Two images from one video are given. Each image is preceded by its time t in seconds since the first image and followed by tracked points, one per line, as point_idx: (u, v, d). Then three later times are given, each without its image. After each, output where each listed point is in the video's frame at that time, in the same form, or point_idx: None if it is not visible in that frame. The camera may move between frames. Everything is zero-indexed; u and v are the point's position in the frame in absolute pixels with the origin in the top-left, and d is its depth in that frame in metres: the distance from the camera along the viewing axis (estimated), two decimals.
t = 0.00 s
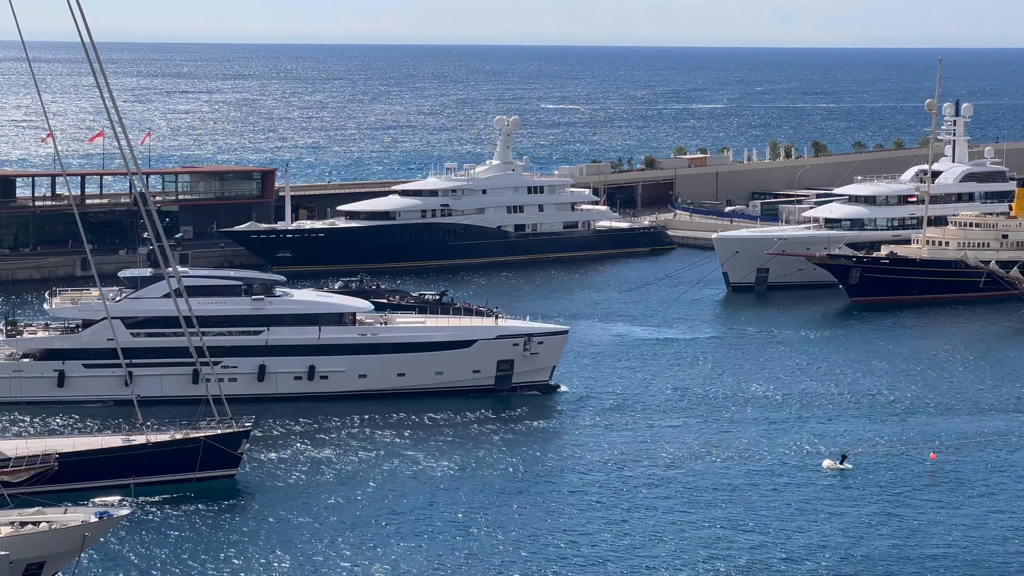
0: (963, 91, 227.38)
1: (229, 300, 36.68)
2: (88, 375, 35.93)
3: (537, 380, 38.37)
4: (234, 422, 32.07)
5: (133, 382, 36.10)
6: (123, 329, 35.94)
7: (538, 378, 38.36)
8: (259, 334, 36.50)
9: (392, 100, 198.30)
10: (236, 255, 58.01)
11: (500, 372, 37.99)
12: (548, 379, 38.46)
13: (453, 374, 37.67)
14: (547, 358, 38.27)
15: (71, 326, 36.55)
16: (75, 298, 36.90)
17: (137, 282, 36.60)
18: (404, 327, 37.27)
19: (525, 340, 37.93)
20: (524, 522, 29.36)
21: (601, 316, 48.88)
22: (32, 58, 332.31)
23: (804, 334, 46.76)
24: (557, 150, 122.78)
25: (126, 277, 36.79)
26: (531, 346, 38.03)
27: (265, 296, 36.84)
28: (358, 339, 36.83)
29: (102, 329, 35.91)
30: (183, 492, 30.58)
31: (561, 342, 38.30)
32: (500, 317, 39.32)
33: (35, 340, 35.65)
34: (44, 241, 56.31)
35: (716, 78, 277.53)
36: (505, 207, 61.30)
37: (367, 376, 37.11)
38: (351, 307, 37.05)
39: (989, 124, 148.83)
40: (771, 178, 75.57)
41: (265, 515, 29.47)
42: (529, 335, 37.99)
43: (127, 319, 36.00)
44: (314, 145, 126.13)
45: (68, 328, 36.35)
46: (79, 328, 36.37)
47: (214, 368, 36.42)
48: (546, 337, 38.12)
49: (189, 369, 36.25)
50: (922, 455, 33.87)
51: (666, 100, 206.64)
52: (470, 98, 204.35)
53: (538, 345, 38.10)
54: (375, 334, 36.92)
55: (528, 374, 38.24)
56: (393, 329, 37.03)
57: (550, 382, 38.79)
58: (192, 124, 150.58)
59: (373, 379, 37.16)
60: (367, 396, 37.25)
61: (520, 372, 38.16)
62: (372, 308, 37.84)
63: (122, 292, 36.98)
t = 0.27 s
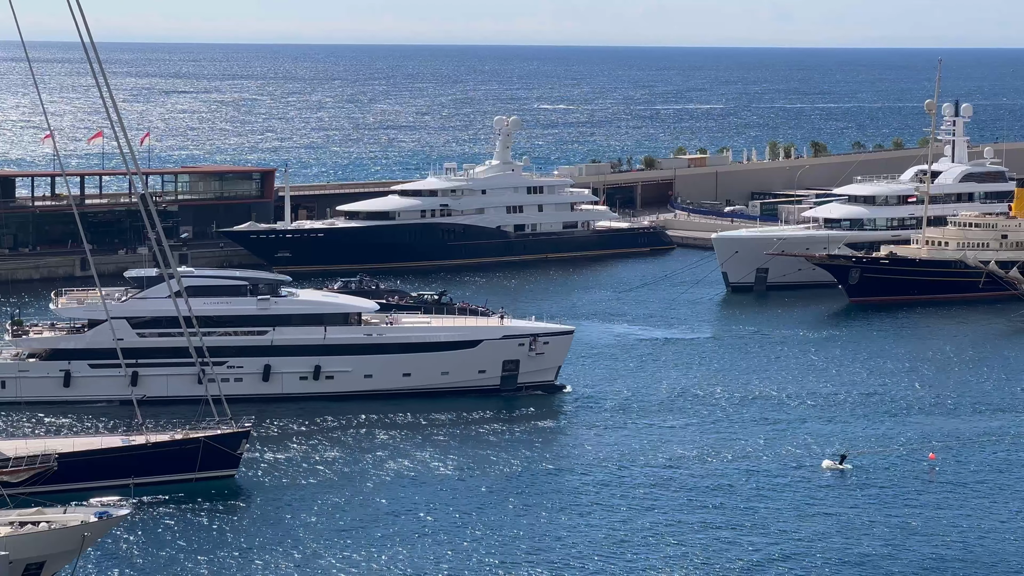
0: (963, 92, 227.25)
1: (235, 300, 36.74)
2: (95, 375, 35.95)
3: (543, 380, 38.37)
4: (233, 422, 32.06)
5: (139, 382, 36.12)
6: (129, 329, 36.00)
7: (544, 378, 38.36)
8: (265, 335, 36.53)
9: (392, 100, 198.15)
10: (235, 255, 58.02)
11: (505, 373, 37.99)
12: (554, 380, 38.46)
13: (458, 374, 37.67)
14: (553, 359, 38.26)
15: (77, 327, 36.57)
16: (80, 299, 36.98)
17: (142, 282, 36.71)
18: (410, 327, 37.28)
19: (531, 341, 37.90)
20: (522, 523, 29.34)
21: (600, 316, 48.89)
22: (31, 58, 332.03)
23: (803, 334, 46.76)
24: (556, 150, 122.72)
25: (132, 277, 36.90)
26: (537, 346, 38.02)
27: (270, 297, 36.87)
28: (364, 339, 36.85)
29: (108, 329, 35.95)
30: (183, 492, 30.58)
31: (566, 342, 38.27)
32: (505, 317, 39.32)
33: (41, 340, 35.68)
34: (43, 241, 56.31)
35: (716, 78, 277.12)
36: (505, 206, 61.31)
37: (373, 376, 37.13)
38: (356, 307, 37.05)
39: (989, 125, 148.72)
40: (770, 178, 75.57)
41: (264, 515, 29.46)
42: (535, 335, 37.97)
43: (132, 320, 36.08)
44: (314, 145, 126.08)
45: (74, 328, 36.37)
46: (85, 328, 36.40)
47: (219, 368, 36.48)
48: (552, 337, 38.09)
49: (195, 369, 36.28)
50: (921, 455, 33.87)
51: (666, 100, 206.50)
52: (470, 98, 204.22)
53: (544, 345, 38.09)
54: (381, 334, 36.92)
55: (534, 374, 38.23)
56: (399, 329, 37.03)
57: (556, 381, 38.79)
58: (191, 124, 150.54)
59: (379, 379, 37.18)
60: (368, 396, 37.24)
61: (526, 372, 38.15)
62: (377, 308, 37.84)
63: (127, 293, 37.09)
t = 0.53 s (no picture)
0: (963, 91, 227.15)
1: (241, 299, 36.70)
2: (100, 374, 36.00)
3: (549, 380, 38.42)
4: (233, 422, 32.04)
5: (145, 382, 36.15)
6: (134, 328, 35.97)
7: (549, 378, 38.40)
8: (271, 335, 36.50)
9: (391, 100, 198.07)
10: (235, 254, 58.05)
11: (511, 372, 38.01)
12: (559, 380, 38.50)
13: (464, 374, 37.70)
14: (558, 359, 38.30)
15: (83, 326, 36.54)
16: (86, 298, 36.93)
17: (148, 282, 36.67)
18: (416, 327, 37.28)
19: (536, 340, 37.93)
20: (520, 523, 29.31)
21: (600, 316, 48.87)
22: (31, 59, 331.95)
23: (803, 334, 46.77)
24: (556, 150, 122.62)
25: (138, 277, 36.84)
26: (542, 346, 38.05)
27: (276, 296, 36.87)
28: (370, 339, 36.85)
29: (114, 329, 35.90)
30: (183, 491, 30.57)
31: (571, 342, 38.31)
32: (511, 317, 39.32)
33: (47, 340, 35.71)
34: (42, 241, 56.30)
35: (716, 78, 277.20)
36: (504, 206, 61.28)
37: (378, 376, 37.15)
38: (362, 307, 37.06)
39: (989, 125, 148.61)
40: (769, 178, 75.55)
41: (263, 515, 29.45)
42: (540, 335, 37.99)
43: (138, 319, 36.06)
44: (313, 145, 126.01)
45: (80, 327, 36.36)
46: (91, 327, 36.38)
47: (225, 368, 36.48)
48: (557, 337, 38.13)
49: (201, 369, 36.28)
50: (921, 455, 33.87)
51: (666, 100, 206.27)
52: (469, 98, 204.08)
53: (549, 345, 38.13)
54: (386, 334, 36.93)
55: (540, 374, 38.27)
56: (404, 329, 37.04)
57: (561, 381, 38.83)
58: (190, 124, 150.42)
59: (384, 379, 37.20)
60: (370, 396, 37.22)
61: (531, 372, 38.19)
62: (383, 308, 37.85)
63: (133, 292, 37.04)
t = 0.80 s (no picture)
0: (962, 91, 227.06)
1: (247, 298, 36.72)
2: (107, 374, 36.02)
3: (554, 379, 38.43)
4: (234, 421, 32.04)
5: (151, 381, 36.16)
6: (140, 328, 36.01)
7: (555, 377, 38.45)
8: (277, 334, 36.51)
9: (390, 99, 197.98)
10: (235, 254, 58.07)
11: (517, 372, 38.03)
12: (565, 379, 38.51)
13: (470, 373, 37.70)
14: (564, 358, 38.31)
15: (89, 326, 36.55)
16: (92, 298, 36.96)
17: (154, 282, 36.75)
18: (422, 327, 37.27)
19: (542, 339, 37.98)
20: (520, 523, 29.31)
21: (600, 316, 48.87)
22: (31, 58, 332.00)
23: (804, 333, 46.78)
24: (555, 150, 122.56)
25: (144, 276, 36.94)
26: (548, 345, 38.08)
27: (282, 296, 36.93)
28: (375, 338, 36.85)
29: (120, 328, 35.94)
30: (182, 491, 30.57)
31: (577, 341, 38.32)
32: (516, 316, 39.34)
33: (54, 339, 35.73)
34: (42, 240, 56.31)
35: (716, 78, 277.03)
36: (504, 206, 61.26)
37: (384, 375, 37.15)
38: (368, 307, 37.08)
39: (989, 125, 148.57)
40: (769, 178, 75.54)
41: (262, 515, 29.45)
42: (546, 334, 38.01)
43: (143, 319, 36.11)
44: (313, 145, 125.97)
45: (87, 327, 36.38)
46: (97, 327, 36.40)
47: (230, 368, 36.49)
48: (563, 336, 38.15)
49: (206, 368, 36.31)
50: (921, 454, 33.87)
51: (665, 100, 206.21)
52: (469, 98, 203.94)
53: (555, 345, 38.15)
54: (392, 333, 36.94)
55: (545, 373, 38.29)
56: (411, 329, 37.03)
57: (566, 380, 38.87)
58: (190, 123, 150.33)
59: (390, 379, 37.20)
60: (373, 395, 37.20)
61: (537, 372, 38.22)
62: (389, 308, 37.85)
63: (139, 292, 37.13)
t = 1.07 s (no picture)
0: (962, 90, 226.97)
1: (253, 297, 36.80)
2: (113, 373, 36.05)
3: (559, 378, 38.45)
4: (234, 421, 32.05)
5: (157, 380, 36.18)
6: (146, 327, 36.10)
7: (560, 376, 38.49)
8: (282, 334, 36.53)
9: (390, 99, 197.87)
10: (235, 253, 58.08)
11: (522, 371, 38.07)
12: (571, 378, 38.53)
13: (476, 373, 37.71)
14: (569, 357, 38.34)
15: (95, 325, 36.58)
16: (98, 297, 37.00)
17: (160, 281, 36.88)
18: (428, 326, 37.28)
19: (548, 339, 38.02)
20: (519, 523, 29.29)
21: (600, 315, 48.86)
22: (30, 58, 331.77)
23: (804, 332, 46.78)
24: (555, 149, 122.51)
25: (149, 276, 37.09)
26: (554, 344, 38.11)
27: (288, 295, 37.07)
28: (381, 337, 36.86)
29: (126, 328, 36.01)
30: (183, 491, 30.58)
31: (583, 340, 38.35)
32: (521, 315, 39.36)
33: (61, 338, 35.71)
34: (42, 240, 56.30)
35: (715, 77, 276.96)
36: (504, 205, 61.25)
37: (390, 374, 37.16)
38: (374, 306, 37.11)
39: (988, 124, 148.57)
40: (769, 177, 75.55)
41: (262, 514, 29.45)
42: (551, 334, 38.06)
43: (149, 319, 36.17)
44: (312, 144, 125.87)
45: (92, 326, 36.41)
46: (104, 326, 36.43)
47: (236, 367, 36.50)
48: (569, 335, 38.19)
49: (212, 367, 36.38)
50: (921, 454, 33.86)
51: (665, 99, 206.12)
52: (468, 97, 203.78)
53: (560, 344, 38.18)
54: (397, 333, 36.95)
55: (551, 373, 38.33)
56: (417, 328, 37.04)
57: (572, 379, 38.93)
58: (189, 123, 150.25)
59: (396, 378, 37.22)
60: (375, 395, 37.19)
61: (542, 371, 38.26)
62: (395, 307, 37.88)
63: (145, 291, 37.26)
